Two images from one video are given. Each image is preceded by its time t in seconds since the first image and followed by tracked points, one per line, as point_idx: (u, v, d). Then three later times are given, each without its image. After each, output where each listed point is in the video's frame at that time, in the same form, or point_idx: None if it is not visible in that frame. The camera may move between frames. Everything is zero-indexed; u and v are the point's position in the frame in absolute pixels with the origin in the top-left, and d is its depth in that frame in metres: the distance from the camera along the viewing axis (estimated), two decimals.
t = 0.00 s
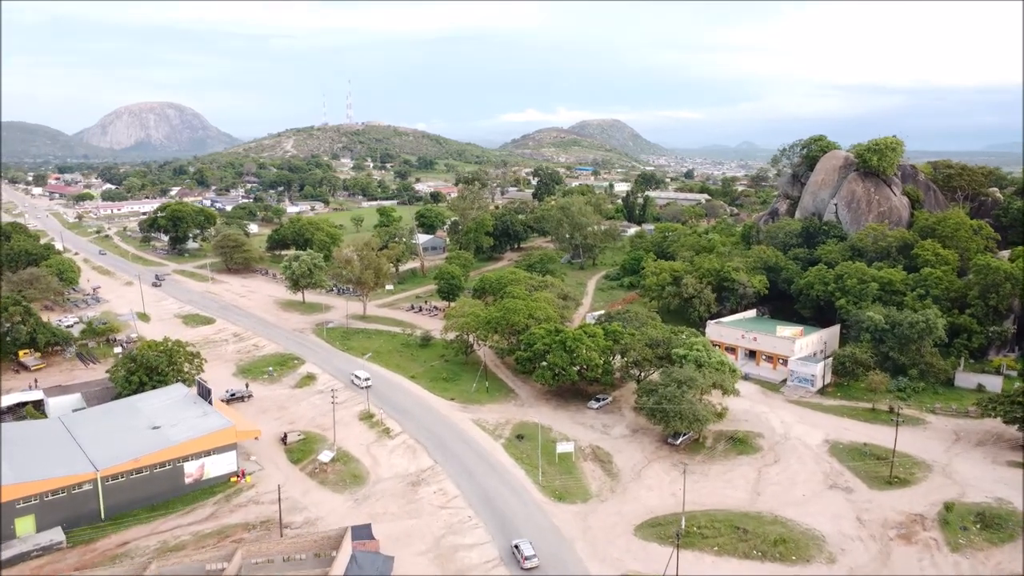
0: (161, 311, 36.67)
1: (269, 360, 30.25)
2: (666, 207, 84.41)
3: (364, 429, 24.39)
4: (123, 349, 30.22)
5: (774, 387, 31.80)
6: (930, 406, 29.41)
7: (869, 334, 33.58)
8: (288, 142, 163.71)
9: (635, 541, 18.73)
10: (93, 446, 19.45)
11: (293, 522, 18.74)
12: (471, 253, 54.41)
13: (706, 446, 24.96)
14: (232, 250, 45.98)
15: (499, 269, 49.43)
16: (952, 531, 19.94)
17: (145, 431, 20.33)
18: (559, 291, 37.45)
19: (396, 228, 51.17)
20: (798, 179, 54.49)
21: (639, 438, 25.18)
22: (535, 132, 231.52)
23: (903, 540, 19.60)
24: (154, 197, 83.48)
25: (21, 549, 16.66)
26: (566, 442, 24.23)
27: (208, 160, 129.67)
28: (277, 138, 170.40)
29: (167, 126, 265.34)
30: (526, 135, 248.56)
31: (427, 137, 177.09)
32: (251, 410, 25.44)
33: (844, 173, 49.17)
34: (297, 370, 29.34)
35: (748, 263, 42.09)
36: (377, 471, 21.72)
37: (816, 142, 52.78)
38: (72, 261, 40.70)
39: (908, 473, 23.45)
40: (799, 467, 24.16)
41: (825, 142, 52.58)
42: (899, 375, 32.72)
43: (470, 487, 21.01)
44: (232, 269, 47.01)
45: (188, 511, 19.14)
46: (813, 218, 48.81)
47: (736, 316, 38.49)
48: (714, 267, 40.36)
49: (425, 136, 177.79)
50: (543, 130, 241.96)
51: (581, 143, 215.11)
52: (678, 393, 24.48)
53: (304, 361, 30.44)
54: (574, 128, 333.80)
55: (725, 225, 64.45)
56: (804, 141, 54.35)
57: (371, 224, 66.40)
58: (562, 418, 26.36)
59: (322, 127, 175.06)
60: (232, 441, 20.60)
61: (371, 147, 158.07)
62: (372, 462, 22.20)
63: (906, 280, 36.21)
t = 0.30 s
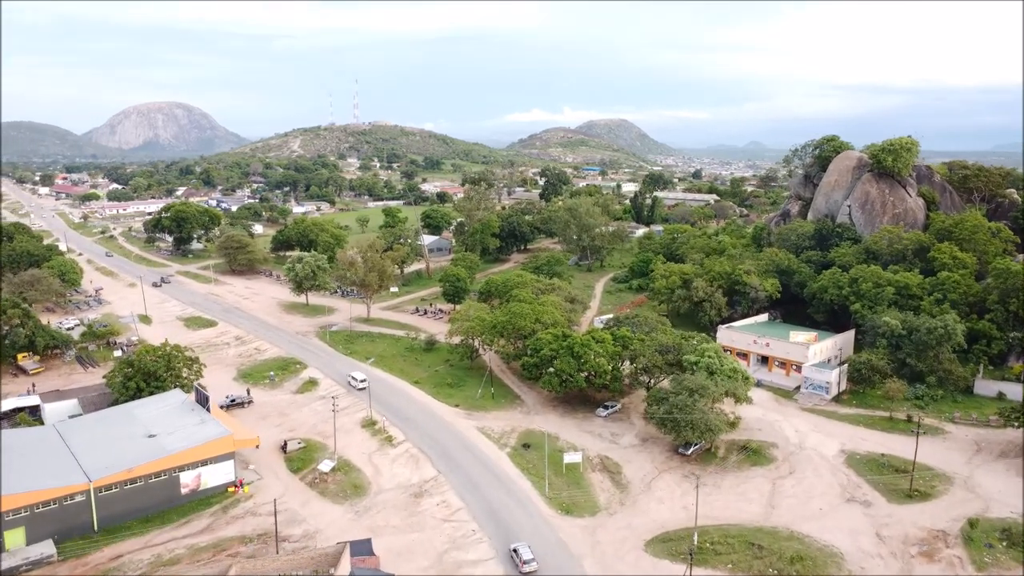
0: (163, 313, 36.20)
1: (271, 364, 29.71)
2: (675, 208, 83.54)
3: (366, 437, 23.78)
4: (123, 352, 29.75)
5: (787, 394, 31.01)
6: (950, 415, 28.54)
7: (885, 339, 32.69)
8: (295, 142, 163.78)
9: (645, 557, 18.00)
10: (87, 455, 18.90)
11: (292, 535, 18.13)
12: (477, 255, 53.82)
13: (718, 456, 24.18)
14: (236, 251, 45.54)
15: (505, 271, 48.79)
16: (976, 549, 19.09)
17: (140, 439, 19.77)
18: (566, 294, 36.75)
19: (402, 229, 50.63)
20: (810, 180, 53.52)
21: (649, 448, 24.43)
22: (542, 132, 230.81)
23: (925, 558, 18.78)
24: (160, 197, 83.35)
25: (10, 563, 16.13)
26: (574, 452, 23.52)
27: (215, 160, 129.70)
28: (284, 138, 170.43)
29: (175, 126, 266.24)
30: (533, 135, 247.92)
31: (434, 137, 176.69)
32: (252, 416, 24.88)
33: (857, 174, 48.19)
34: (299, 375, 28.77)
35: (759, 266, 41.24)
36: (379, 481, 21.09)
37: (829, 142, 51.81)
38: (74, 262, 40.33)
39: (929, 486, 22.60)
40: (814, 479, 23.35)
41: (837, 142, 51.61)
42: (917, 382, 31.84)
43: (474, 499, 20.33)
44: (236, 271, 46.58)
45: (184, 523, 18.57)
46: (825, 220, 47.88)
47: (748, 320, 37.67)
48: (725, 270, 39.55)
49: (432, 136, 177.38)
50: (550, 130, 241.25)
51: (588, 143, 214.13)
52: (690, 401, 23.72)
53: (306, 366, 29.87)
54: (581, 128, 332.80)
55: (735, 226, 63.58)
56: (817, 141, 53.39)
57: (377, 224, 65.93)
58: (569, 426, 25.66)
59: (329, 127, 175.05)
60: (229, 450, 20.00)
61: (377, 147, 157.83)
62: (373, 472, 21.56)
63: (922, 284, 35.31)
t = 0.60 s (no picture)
0: (164, 315, 35.67)
1: (273, 368, 29.15)
2: (683, 209, 82.66)
3: (368, 445, 23.14)
4: (123, 356, 29.24)
5: (801, 402, 30.20)
6: (970, 425, 27.66)
7: (902, 345, 31.78)
8: (302, 142, 163.73)
9: None
10: (79, 464, 18.30)
11: (289, 550, 17.50)
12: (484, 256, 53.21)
13: (731, 468, 23.39)
14: (239, 253, 45.08)
15: (511, 274, 48.13)
16: (1003, 569, 18.24)
17: (135, 448, 19.13)
18: (574, 298, 36.04)
19: (407, 230, 50.05)
20: (822, 181, 52.55)
21: (660, 459, 23.68)
22: (549, 132, 230.11)
23: None
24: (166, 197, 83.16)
25: None
26: (581, 463, 22.81)
27: (222, 160, 129.66)
28: (291, 138, 170.42)
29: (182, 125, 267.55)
30: (539, 135, 247.13)
31: (440, 137, 176.30)
32: (251, 423, 24.29)
33: (871, 175, 47.21)
34: (301, 380, 28.19)
35: (771, 269, 40.38)
36: (380, 492, 20.44)
37: (842, 142, 50.86)
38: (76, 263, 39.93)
39: (951, 500, 21.74)
40: (831, 492, 22.53)
41: (851, 142, 50.63)
42: (935, 390, 30.95)
43: (478, 512, 19.64)
44: (240, 272, 46.10)
45: (178, 536, 17.96)
46: (838, 222, 46.95)
47: (759, 325, 36.86)
48: (736, 274, 38.77)
49: (438, 136, 177.01)
50: (557, 130, 240.55)
51: (596, 143, 213.28)
52: (702, 411, 22.94)
53: (308, 370, 29.29)
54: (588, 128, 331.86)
55: (744, 228, 62.65)
56: (829, 141, 52.42)
57: (382, 225, 65.41)
58: (576, 435, 24.93)
59: (336, 127, 175.05)
60: (227, 459, 19.34)
61: (384, 147, 157.56)
62: (375, 483, 20.91)
63: (940, 288, 34.38)
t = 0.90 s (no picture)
0: (166, 318, 35.13)
1: (274, 374, 28.57)
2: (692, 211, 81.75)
3: (370, 454, 22.51)
4: (123, 360, 28.68)
5: (816, 411, 29.38)
6: (991, 436, 26.77)
7: (920, 352, 30.86)
8: (308, 142, 163.69)
9: None
10: (71, 475, 17.69)
11: (287, 566, 16.86)
12: (490, 259, 52.57)
13: (744, 480, 22.61)
14: (243, 254, 44.62)
15: (518, 276, 47.46)
16: None
17: (129, 458, 18.52)
18: (581, 302, 35.30)
19: (413, 231, 49.46)
20: (835, 182, 51.55)
21: (671, 470, 22.92)
22: (556, 132, 229.29)
23: None
24: (172, 197, 82.96)
25: None
26: (590, 474, 22.10)
27: (228, 160, 129.58)
28: (298, 138, 170.35)
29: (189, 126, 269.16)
30: (546, 135, 246.63)
31: (447, 137, 175.89)
32: (251, 430, 23.69)
33: (885, 176, 46.19)
34: (302, 386, 27.59)
35: (783, 272, 39.52)
36: (381, 504, 19.78)
37: (855, 143, 49.87)
38: (79, 264, 39.45)
39: (974, 516, 20.89)
40: (849, 506, 21.70)
41: (864, 143, 49.62)
42: (954, 398, 30.04)
43: (482, 526, 18.95)
44: (243, 274, 45.60)
45: (173, 550, 17.35)
46: (852, 224, 45.98)
47: (771, 330, 36.02)
48: (747, 277, 37.96)
49: (445, 136, 176.61)
50: (564, 130, 239.77)
51: (603, 143, 212.32)
52: (714, 421, 22.20)
53: (310, 376, 28.70)
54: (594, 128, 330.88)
55: (754, 229, 61.73)
56: (842, 142, 51.43)
57: (388, 226, 64.87)
58: (584, 445, 24.23)
59: (342, 127, 175.04)
60: (224, 470, 18.73)
61: (391, 147, 157.23)
62: (376, 494, 20.24)
63: (958, 293, 33.44)
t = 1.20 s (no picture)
0: (169, 320, 34.63)
1: (277, 379, 27.99)
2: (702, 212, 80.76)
3: (373, 464, 21.87)
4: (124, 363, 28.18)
5: (832, 420, 28.52)
6: (1016, 448, 25.85)
7: (940, 360, 29.87)
8: (317, 142, 163.74)
9: None
10: (64, 485, 17.10)
11: None
12: (497, 261, 51.90)
13: (759, 494, 21.82)
14: (248, 256, 44.19)
15: (526, 279, 46.76)
16: None
17: (124, 468, 17.92)
18: (590, 306, 34.59)
19: (419, 233, 48.86)
20: (850, 184, 50.51)
21: (683, 482, 22.14)
22: (565, 132, 228.29)
23: None
24: (179, 197, 82.84)
25: None
26: (599, 486, 21.38)
27: (236, 160, 129.61)
28: (306, 138, 170.36)
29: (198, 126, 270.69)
30: (555, 135, 245.69)
31: (455, 137, 175.47)
32: (251, 437, 23.09)
33: (902, 177, 45.09)
34: (305, 392, 27.00)
35: (798, 276, 38.63)
36: (384, 517, 19.14)
37: (871, 144, 48.84)
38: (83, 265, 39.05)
39: (1002, 534, 20.00)
40: (869, 522, 20.86)
41: (880, 143, 48.59)
42: (975, 407, 29.11)
43: (488, 541, 18.25)
44: (248, 275, 45.15)
45: (167, 564, 16.75)
46: (867, 227, 44.99)
47: (785, 336, 35.15)
48: (761, 281, 37.12)
49: (453, 136, 176.18)
50: (572, 130, 238.80)
51: (612, 143, 211.26)
52: (729, 433, 21.42)
53: (313, 381, 28.12)
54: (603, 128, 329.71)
55: (766, 231, 60.74)
56: (857, 143, 50.40)
57: (395, 227, 64.37)
58: (593, 455, 23.51)
59: (350, 127, 175.06)
60: (221, 481, 18.12)
61: (399, 147, 156.93)
62: (378, 506, 19.60)
63: (979, 298, 32.48)
